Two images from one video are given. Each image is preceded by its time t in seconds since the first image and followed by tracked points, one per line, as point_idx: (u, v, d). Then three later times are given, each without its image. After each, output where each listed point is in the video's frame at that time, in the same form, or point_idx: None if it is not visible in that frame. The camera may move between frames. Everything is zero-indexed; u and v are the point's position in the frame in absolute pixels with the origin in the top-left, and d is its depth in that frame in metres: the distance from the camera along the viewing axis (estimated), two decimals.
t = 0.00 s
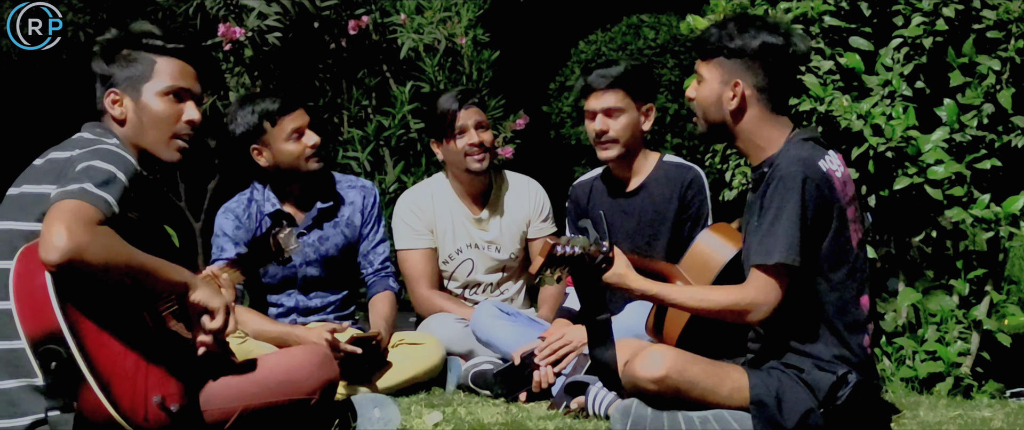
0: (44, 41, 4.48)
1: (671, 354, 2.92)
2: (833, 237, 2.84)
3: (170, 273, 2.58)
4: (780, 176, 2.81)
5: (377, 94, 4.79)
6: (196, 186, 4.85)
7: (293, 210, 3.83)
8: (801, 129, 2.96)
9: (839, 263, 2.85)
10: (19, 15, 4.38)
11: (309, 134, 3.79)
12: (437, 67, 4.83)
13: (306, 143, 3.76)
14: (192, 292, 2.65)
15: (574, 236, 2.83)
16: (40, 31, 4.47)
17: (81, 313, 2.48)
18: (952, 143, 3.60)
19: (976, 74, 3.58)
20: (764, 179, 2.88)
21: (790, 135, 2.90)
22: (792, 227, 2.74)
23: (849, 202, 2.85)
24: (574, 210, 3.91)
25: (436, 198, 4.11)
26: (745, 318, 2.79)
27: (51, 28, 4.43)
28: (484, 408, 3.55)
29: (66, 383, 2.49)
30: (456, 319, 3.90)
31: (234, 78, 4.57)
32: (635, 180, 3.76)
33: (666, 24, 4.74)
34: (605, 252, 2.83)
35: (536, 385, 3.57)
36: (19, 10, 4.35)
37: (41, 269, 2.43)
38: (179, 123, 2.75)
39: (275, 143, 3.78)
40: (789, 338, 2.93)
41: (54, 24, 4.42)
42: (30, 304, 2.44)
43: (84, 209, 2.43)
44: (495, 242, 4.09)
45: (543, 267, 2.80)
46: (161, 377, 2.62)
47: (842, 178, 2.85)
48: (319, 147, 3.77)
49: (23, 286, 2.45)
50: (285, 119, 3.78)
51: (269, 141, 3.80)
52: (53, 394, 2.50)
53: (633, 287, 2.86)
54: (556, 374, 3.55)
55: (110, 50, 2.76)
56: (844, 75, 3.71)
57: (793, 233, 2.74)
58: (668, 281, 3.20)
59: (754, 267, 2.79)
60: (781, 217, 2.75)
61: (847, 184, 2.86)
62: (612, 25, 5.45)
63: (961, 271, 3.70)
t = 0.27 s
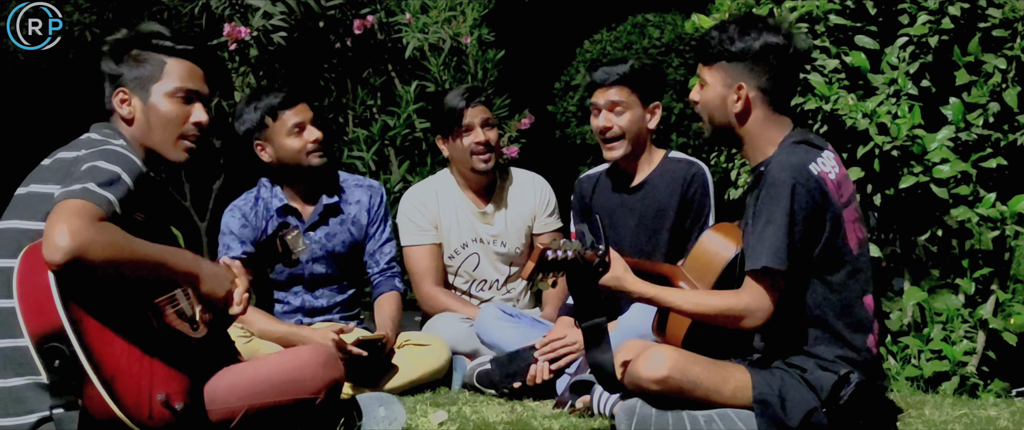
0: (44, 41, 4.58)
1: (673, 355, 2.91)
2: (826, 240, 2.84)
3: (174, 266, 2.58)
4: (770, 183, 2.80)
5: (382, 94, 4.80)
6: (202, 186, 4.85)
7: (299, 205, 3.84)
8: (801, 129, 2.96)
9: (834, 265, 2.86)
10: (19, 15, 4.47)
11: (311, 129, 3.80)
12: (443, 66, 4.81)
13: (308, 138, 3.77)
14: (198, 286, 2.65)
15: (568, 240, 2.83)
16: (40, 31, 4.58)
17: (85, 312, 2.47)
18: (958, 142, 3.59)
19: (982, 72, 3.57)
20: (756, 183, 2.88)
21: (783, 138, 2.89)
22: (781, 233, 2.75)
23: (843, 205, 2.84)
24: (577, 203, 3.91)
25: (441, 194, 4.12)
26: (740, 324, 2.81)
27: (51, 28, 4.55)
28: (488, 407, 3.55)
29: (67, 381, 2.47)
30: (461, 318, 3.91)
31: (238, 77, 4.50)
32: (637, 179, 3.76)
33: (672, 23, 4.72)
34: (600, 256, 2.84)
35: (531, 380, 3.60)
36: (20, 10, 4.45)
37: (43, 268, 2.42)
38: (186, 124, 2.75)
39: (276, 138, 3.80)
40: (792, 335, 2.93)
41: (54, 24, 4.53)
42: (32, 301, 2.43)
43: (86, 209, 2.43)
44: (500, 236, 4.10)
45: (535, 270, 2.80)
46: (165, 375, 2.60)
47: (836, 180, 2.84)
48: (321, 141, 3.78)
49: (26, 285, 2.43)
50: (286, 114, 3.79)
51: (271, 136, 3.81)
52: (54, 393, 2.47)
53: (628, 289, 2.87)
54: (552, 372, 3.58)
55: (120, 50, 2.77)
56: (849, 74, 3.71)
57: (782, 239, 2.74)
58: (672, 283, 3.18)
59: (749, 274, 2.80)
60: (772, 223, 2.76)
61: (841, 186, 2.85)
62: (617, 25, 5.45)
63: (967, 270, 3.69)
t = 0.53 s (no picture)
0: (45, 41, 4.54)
1: (676, 354, 2.92)
2: (835, 237, 2.84)
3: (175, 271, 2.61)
4: (779, 179, 2.80)
5: (385, 94, 4.80)
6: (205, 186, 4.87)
7: (301, 207, 3.85)
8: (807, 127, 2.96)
9: (842, 264, 2.85)
10: (19, 15, 4.42)
11: (309, 128, 3.81)
12: (445, 66, 4.82)
13: (305, 137, 3.78)
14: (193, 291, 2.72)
15: (574, 237, 2.85)
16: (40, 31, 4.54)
17: (93, 312, 2.46)
18: (960, 142, 3.59)
19: (984, 72, 3.57)
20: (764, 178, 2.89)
21: (794, 135, 2.90)
22: (790, 230, 2.75)
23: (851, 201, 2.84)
24: (580, 203, 3.92)
25: (443, 194, 4.12)
26: (746, 320, 2.81)
27: (51, 28, 4.52)
28: (491, 407, 3.55)
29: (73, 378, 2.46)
30: (464, 318, 3.91)
31: (241, 77, 4.51)
32: (643, 176, 3.76)
33: (674, 23, 4.71)
34: (605, 253, 2.86)
35: (532, 377, 3.62)
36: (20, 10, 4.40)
37: (50, 264, 2.42)
38: (190, 124, 2.75)
39: (273, 139, 3.81)
40: (794, 335, 2.93)
41: (54, 24, 4.52)
42: (38, 297, 2.42)
43: (94, 207, 2.45)
44: (503, 237, 4.10)
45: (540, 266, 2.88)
46: (170, 373, 2.60)
47: (845, 178, 2.85)
48: (318, 139, 3.78)
49: (33, 282, 2.44)
50: (282, 113, 3.80)
51: (269, 139, 3.83)
52: (61, 391, 2.52)
53: (634, 287, 2.88)
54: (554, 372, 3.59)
55: (124, 50, 2.78)
56: (851, 74, 3.72)
57: (789, 233, 2.75)
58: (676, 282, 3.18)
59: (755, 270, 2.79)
60: (779, 218, 2.76)
61: (849, 184, 2.86)
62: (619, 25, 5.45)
63: (968, 270, 3.68)
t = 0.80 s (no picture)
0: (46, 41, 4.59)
1: (684, 354, 2.91)
2: (847, 239, 2.83)
3: (183, 252, 2.59)
4: (794, 182, 2.79)
5: (391, 95, 4.81)
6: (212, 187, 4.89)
7: (301, 207, 3.86)
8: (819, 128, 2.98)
9: (856, 264, 2.85)
10: (19, 15, 4.45)
11: (305, 128, 3.82)
12: (451, 67, 4.83)
13: (300, 137, 3.79)
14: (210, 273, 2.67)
15: (586, 241, 2.85)
16: (41, 31, 4.58)
17: (93, 315, 2.47)
18: (967, 142, 3.58)
19: (991, 72, 3.54)
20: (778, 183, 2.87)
21: (806, 138, 2.90)
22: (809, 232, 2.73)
23: (864, 205, 2.85)
24: (588, 205, 3.92)
25: (451, 194, 4.13)
26: (759, 323, 2.79)
27: (51, 28, 4.55)
28: (498, 408, 3.55)
29: (78, 384, 2.47)
30: (470, 319, 3.90)
31: (247, 78, 4.53)
32: (647, 177, 3.76)
33: (680, 23, 4.71)
34: (618, 256, 2.84)
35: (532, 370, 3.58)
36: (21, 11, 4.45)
37: (54, 271, 2.43)
38: (204, 128, 2.77)
39: (270, 139, 3.83)
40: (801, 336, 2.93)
41: (54, 24, 4.54)
42: (44, 304, 2.43)
43: (93, 210, 2.42)
44: (510, 237, 4.11)
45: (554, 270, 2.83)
46: (175, 376, 2.61)
47: (858, 180, 2.85)
48: (314, 140, 3.79)
49: (37, 287, 2.44)
50: (278, 113, 3.82)
51: (266, 139, 3.84)
52: (65, 397, 2.47)
53: (646, 290, 2.86)
54: (558, 364, 3.54)
55: (139, 46, 2.74)
56: (858, 74, 3.72)
57: (808, 236, 2.73)
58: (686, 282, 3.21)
59: (769, 273, 2.78)
60: (796, 220, 2.75)
61: (862, 186, 2.86)
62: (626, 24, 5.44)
63: (976, 270, 3.67)
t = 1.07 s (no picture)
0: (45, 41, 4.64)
1: (685, 354, 2.92)
2: (849, 238, 2.83)
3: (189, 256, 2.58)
4: (794, 182, 2.79)
5: (394, 96, 4.82)
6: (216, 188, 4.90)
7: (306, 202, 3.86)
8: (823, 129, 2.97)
9: (860, 264, 2.85)
10: (20, 15, 4.52)
11: (311, 122, 3.83)
12: (455, 68, 4.81)
13: (306, 129, 3.80)
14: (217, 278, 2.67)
15: (586, 238, 2.89)
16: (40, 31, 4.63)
17: (103, 314, 2.47)
18: (970, 142, 3.58)
19: (995, 72, 3.53)
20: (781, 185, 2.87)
21: (810, 135, 2.90)
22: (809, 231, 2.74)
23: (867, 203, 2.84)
24: (592, 205, 3.92)
25: (454, 194, 4.13)
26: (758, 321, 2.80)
27: (51, 27, 4.60)
28: (501, 409, 3.55)
29: (86, 382, 2.47)
30: (473, 320, 3.90)
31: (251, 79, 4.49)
32: (652, 177, 3.77)
33: (683, 24, 4.71)
34: (618, 254, 2.86)
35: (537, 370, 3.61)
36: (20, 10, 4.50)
37: (62, 271, 2.42)
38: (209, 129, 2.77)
39: (276, 131, 3.84)
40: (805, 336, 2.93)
41: (55, 24, 4.59)
42: (51, 303, 2.42)
43: (103, 208, 2.43)
44: (513, 238, 4.10)
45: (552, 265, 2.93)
46: (181, 376, 2.60)
47: (861, 179, 2.85)
48: (319, 133, 3.80)
49: (45, 285, 2.43)
50: (285, 107, 3.83)
51: (272, 131, 3.86)
52: (75, 396, 2.49)
53: (647, 288, 2.87)
54: (561, 366, 3.57)
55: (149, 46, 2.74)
56: (861, 74, 3.72)
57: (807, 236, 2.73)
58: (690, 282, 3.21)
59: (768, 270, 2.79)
60: (795, 222, 2.75)
61: (864, 185, 2.86)
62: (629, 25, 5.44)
63: (979, 270, 3.66)
